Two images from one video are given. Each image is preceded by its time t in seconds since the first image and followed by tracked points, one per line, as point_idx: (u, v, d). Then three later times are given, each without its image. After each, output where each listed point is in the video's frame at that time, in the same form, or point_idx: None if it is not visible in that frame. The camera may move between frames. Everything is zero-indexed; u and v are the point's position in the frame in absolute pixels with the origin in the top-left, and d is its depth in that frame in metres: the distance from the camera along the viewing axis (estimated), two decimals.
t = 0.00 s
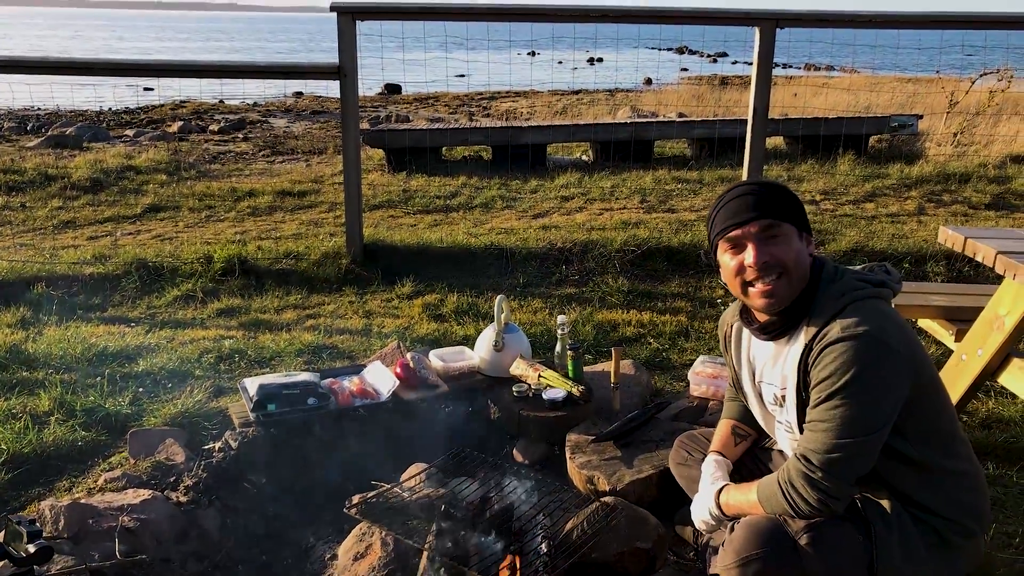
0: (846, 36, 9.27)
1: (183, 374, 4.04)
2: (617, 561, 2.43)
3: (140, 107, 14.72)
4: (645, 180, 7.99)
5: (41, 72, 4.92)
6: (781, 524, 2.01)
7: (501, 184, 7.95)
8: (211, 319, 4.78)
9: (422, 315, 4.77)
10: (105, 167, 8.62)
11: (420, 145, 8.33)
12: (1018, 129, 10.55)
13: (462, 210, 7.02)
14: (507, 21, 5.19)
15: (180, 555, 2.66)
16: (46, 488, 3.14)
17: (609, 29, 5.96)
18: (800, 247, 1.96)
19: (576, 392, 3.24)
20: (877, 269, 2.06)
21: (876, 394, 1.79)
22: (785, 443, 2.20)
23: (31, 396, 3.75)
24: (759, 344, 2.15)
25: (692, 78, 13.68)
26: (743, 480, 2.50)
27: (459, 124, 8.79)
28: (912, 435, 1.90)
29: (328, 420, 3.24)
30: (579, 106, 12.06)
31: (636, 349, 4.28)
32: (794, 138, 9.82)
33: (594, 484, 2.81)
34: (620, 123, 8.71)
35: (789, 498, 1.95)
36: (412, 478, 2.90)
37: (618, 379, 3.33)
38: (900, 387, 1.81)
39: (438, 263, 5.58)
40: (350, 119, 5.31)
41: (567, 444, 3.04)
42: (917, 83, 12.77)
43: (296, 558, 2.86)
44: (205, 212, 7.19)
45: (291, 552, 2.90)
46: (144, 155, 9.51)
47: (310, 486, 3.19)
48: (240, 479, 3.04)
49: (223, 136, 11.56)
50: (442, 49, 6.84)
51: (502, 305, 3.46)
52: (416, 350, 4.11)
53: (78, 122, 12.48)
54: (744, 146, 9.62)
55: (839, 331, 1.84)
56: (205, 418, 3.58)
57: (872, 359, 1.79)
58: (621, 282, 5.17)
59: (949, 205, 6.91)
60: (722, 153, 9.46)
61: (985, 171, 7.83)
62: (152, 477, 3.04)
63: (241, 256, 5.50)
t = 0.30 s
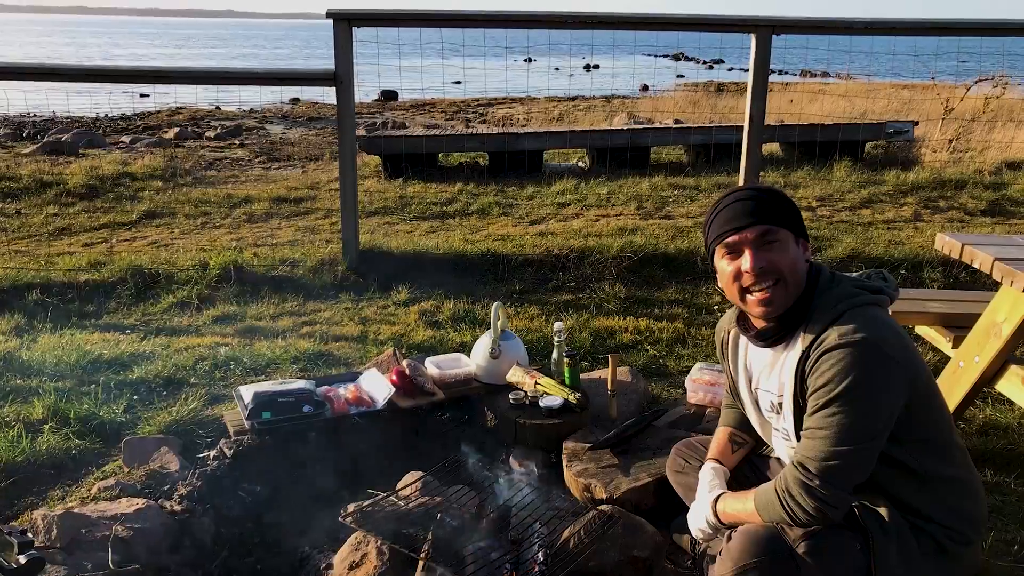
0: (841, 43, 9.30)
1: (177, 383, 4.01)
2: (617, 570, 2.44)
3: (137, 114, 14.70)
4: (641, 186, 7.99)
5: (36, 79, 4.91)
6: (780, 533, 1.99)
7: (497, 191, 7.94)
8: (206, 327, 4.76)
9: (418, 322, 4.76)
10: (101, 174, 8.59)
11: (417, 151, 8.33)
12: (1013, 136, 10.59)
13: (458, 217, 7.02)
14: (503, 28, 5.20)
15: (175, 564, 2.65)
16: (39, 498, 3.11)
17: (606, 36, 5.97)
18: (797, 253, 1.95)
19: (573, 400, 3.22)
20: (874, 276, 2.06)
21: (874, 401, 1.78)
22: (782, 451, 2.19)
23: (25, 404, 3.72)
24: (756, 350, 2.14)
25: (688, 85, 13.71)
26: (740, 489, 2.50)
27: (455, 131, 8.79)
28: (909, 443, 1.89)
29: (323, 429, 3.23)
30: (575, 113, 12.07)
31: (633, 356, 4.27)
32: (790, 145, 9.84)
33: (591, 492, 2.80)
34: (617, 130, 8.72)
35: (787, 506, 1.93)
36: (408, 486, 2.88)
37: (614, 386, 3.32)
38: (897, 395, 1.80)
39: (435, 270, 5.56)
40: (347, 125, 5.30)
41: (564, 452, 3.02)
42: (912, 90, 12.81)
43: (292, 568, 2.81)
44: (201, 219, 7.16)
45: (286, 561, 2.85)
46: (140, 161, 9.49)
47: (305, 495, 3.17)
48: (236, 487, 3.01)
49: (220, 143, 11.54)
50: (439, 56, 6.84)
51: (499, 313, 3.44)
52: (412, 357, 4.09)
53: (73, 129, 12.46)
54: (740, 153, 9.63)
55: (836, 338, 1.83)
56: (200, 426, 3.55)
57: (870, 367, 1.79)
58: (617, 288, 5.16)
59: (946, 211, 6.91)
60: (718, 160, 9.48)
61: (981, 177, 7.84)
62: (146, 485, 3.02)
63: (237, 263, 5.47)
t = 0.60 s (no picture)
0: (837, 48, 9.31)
1: (173, 389, 3.99)
2: None
3: (133, 119, 14.67)
4: (638, 192, 7.98)
5: (31, 84, 4.90)
6: (778, 540, 1.98)
7: (494, 197, 7.93)
8: (202, 333, 4.74)
9: (414, 328, 4.74)
10: (97, 180, 8.57)
11: (413, 156, 8.32)
12: (1008, 141, 10.62)
13: (455, 222, 7.00)
14: (499, 34, 5.20)
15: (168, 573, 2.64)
16: (32, 505, 3.08)
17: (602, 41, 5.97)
18: (796, 259, 1.95)
19: (569, 406, 3.19)
20: (874, 283, 2.05)
21: (874, 409, 1.77)
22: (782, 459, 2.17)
23: (19, 411, 3.70)
24: (756, 356, 2.13)
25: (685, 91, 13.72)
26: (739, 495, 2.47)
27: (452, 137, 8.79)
28: (909, 450, 1.88)
29: (319, 435, 3.20)
30: (572, 118, 12.09)
31: (630, 362, 4.26)
32: (786, 150, 9.85)
33: (588, 499, 2.78)
34: (614, 136, 8.72)
35: (786, 514, 1.91)
36: (404, 494, 2.86)
37: (612, 393, 3.31)
38: (897, 402, 1.79)
39: (431, 276, 5.55)
40: (343, 130, 5.29)
41: (561, 459, 3.00)
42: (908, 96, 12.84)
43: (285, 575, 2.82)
44: (197, 224, 7.14)
45: (281, 569, 2.84)
46: (136, 167, 9.47)
47: (301, 503, 3.14)
48: (230, 497, 2.98)
49: (216, 149, 11.53)
50: (435, 62, 6.84)
51: (495, 319, 3.43)
52: (408, 363, 4.07)
53: (69, 135, 12.43)
54: (737, 158, 9.64)
55: (836, 345, 1.82)
56: (195, 433, 3.53)
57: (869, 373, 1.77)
58: (614, 294, 5.15)
59: (942, 217, 6.92)
60: (715, 165, 9.48)
61: (977, 183, 7.85)
62: (141, 493, 3.00)
63: (233, 268, 5.46)
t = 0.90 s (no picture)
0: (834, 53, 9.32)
1: (169, 395, 3.97)
2: None
3: (130, 123, 14.65)
4: (636, 196, 7.98)
5: (29, 89, 4.89)
6: (779, 548, 1.95)
7: (492, 201, 7.92)
8: (199, 338, 4.72)
9: (412, 333, 4.73)
10: (94, 185, 8.55)
11: (411, 161, 8.31)
12: (1005, 146, 10.64)
13: (452, 227, 7.00)
14: (498, 38, 5.20)
15: None
16: (28, 513, 3.07)
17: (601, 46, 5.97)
18: (797, 265, 1.94)
19: (568, 412, 3.17)
20: (879, 289, 2.05)
21: (876, 416, 1.76)
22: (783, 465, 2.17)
23: (15, 417, 3.68)
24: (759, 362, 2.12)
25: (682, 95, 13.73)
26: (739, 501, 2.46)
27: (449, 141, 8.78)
28: (911, 457, 1.87)
29: (316, 442, 3.18)
30: (569, 123, 12.09)
31: (629, 367, 4.25)
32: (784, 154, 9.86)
33: (586, 506, 2.77)
34: (611, 140, 8.72)
35: (786, 520, 1.90)
36: (402, 501, 2.85)
37: (610, 399, 3.31)
38: (900, 410, 1.78)
39: (429, 280, 5.53)
40: (341, 135, 5.28)
41: (560, 464, 2.99)
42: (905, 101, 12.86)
43: None
44: (194, 229, 7.13)
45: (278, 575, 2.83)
46: (133, 171, 9.45)
47: (298, 509, 3.10)
48: (227, 503, 2.95)
49: (213, 153, 11.51)
50: (433, 66, 6.83)
51: (495, 324, 3.45)
52: (406, 369, 4.06)
53: (66, 139, 12.41)
54: (735, 163, 9.65)
55: (839, 352, 1.82)
56: (191, 438, 3.51)
57: (871, 380, 1.77)
58: (612, 299, 5.14)
59: (940, 221, 6.92)
60: (712, 169, 9.49)
61: (975, 187, 7.86)
62: (137, 500, 2.98)
63: (230, 273, 5.44)
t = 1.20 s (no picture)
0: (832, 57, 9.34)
1: (165, 400, 3.95)
2: None
3: (127, 127, 14.62)
4: (634, 200, 7.98)
5: (25, 93, 4.87)
6: (778, 553, 1.96)
7: (490, 205, 7.92)
8: (196, 342, 4.70)
9: (409, 337, 4.71)
10: (90, 189, 8.53)
11: (409, 165, 8.31)
12: (1001, 150, 10.66)
13: (450, 231, 6.99)
14: (496, 42, 5.19)
15: None
16: (22, 519, 3.04)
17: (599, 50, 5.97)
18: (801, 267, 1.91)
19: (567, 416, 3.17)
20: (886, 293, 2.04)
21: (879, 419, 1.76)
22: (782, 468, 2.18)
23: (10, 422, 3.66)
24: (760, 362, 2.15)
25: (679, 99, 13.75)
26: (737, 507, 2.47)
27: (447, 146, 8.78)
28: (913, 461, 1.86)
29: (313, 447, 3.17)
30: (567, 127, 12.10)
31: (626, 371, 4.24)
32: (781, 158, 9.87)
33: (585, 511, 2.76)
34: (609, 144, 8.72)
35: (786, 524, 1.89)
36: (398, 506, 2.85)
37: (607, 403, 3.30)
38: (903, 414, 1.78)
39: (427, 285, 5.52)
40: (338, 139, 5.26)
41: (558, 469, 2.98)
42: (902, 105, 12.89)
43: None
44: (191, 233, 7.11)
45: None
46: (130, 175, 9.43)
47: (296, 513, 3.09)
48: (223, 507, 2.95)
49: (211, 157, 11.50)
50: (431, 70, 6.82)
51: (491, 328, 3.40)
52: (403, 373, 4.05)
53: (63, 143, 12.39)
54: (732, 167, 9.66)
55: (842, 354, 1.82)
56: (187, 443, 3.48)
57: (874, 383, 1.76)
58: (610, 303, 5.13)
59: (937, 225, 6.92)
60: (710, 173, 9.50)
61: (972, 191, 7.87)
62: (133, 506, 2.96)
63: (227, 277, 5.42)
